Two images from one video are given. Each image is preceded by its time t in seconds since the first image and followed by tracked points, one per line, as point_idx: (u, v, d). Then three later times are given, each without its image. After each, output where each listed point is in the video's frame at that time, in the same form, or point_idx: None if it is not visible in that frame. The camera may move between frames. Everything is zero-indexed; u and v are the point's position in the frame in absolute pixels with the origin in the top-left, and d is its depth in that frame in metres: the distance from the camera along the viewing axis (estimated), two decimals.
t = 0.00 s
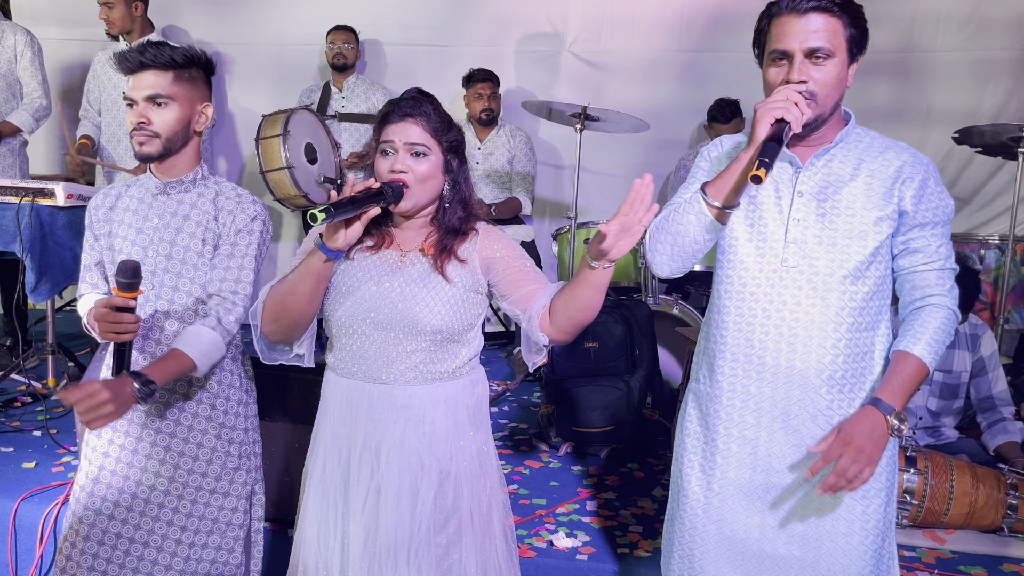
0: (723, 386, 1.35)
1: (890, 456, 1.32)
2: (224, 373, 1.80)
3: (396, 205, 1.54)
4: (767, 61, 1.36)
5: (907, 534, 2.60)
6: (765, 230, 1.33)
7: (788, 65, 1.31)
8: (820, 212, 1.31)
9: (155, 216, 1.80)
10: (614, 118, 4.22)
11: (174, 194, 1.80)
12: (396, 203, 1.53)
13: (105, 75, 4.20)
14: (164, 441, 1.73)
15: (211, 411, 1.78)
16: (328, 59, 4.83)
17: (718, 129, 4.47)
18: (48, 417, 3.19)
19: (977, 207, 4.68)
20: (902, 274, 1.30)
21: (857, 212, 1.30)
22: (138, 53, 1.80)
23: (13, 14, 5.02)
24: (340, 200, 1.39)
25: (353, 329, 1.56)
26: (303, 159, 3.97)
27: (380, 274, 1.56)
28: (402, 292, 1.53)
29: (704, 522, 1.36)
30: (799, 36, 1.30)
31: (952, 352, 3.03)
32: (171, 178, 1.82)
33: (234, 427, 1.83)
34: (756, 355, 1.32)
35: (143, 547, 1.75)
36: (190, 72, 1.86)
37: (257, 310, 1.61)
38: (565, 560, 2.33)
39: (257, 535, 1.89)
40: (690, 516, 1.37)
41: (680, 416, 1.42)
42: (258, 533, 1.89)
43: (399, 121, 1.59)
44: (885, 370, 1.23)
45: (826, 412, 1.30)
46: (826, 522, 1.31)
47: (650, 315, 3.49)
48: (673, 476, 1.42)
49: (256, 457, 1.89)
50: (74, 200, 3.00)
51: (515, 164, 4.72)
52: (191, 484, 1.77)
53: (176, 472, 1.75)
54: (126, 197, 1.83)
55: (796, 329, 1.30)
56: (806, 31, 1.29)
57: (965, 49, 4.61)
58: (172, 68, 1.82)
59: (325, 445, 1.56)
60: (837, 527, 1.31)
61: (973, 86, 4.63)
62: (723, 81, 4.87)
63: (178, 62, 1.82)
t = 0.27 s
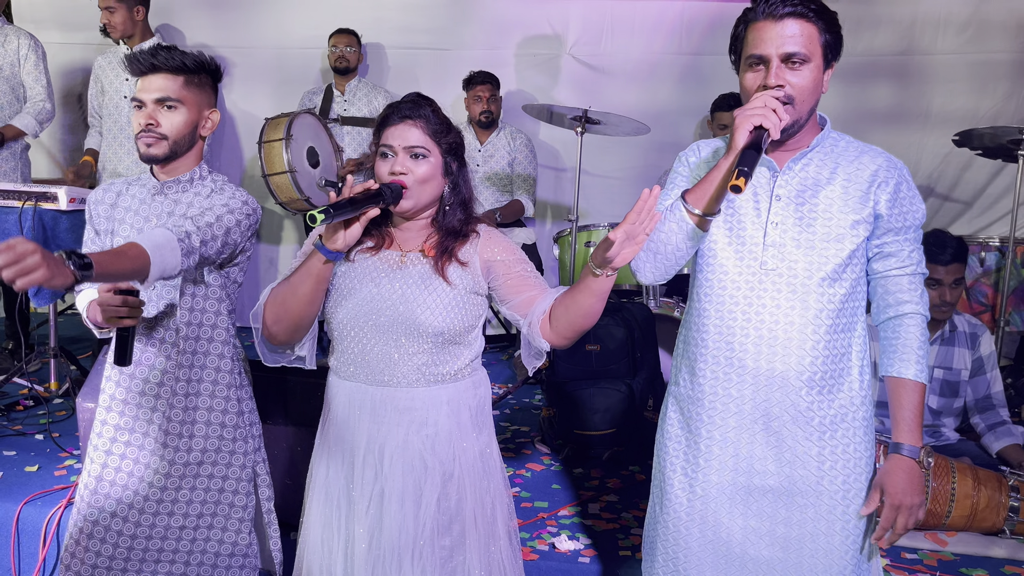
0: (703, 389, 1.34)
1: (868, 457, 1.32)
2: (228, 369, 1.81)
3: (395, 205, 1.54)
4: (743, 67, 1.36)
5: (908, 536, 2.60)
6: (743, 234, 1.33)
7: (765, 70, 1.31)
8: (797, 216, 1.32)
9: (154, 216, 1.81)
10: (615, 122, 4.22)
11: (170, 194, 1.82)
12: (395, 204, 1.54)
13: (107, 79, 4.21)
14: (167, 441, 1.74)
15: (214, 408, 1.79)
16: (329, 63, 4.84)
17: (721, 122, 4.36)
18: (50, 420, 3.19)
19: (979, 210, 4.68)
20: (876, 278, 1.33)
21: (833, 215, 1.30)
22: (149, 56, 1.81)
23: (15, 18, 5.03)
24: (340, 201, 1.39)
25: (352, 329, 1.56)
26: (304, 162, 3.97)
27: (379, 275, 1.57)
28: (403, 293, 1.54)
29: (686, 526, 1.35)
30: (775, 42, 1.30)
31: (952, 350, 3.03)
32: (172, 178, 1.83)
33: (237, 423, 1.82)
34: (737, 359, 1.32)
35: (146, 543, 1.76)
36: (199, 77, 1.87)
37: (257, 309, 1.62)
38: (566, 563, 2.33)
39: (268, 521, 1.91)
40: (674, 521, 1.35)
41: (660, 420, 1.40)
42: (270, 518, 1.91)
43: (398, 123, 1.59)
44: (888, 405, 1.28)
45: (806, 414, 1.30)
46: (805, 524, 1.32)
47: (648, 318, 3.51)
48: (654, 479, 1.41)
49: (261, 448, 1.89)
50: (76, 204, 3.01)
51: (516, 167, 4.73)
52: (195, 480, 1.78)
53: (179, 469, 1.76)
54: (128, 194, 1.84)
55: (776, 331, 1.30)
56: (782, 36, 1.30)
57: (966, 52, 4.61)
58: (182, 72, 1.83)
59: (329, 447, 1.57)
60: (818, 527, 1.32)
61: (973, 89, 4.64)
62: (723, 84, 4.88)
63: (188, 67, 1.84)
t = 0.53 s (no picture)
0: (702, 396, 1.34)
1: (865, 460, 1.32)
2: (225, 372, 1.80)
3: (395, 207, 1.55)
4: (739, 73, 1.36)
5: (910, 538, 2.61)
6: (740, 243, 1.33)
7: (767, 77, 1.31)
8: (795, 221, 1.31)
9: (150, 218, 1.81)
10: (615, 124, 4.22)
11: (167, 196, 1.82)
12: (395, 207, 1.54)
13: (110, 82, 4.22)
14: (164, 443, 1.74)
15: (212, 410, 1.79)
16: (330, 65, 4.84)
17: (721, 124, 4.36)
18: (52, 423, 3.19)
19: (982, 211, 4.68)
20: (874, 282, 1.35)
21: (830, 221, 1.30)
22: (149, 58, 1.81)
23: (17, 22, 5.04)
24: (339, 204, 1.40)
25: (355, 332, 1.56)
26: (304, 165, 3.98)
27: (380, 278, 1.57)
28: (405, 296, 1.54)
29: (686, 533, 1.34)
30: (775, 49, 1.30)
31: (951, 347, 3.04)
32: (167, 178, 1.84)
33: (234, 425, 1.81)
34: (736, 365, 1.31)
35: (145, 543, 1.77)
36: (198, 81, 1.88)
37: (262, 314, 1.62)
38: (569, 565, 2.33)
39: (265, 528, 1.88)
40: (675, 529, 1.34)
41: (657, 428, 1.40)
42: (266, 525, 1.88)
43: (397, 126, 1.60)
44: (891, 406, 1.32)
45: (805, 418, 1.29)
46: (806, 529, 1.30)
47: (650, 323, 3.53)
48: (652, 487, 1.40)
49: (257, 451, 1.88)
50: (77, 207, 3.01)
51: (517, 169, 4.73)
52: (192, 482, 1.78)
53: (176, 471, 1.76)
54: (125, 200, 1.85)
55: (775, 338, 1.29)
56: (781, 43, 1.30)
57: (967, 53, 4.62)
58: (181, 75, 1.84)
59: (329, 450, 1.57)
60: (819, 532, 1.30)
61: (974, 90, 4.64)
62: (724, 86, 4.88)
63: (187, 69, 1.84)
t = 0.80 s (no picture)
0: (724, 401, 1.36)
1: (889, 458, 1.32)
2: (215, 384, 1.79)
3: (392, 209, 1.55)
4: (777, 58, 1.36)
5: (911, 539, 2.61)
6: (756, 249, 1.35)
7: (811, 63, 1.33)
8: (809, 225, 1.33)
9: (148, 224, 1.81)
10: (615, 125, 4.22)
11: (166, 203, 1.82)
12: (394, 208, 1.54)
13: (110, 84, 4.22)
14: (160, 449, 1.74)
15: (206, 419, 1.78)
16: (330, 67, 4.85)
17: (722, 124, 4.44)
18: (52, 425, 3.19)
19: (984, 212, 4.67)
20: (888, 277, 1.34)
21: (844, 222, 1.32)
22: (145, 60, 1.82)
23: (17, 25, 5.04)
24: (337, 207, 1.40)
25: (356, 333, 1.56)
26: (304, 167, 3.99)
27: (379, 280, 1.57)
28: (404, 297, 1.54)
29: (713, 538, 1.35)
30: (819, 38, 1.33)
31: (950, 346, 3.05)
32: (165, 185, 1.84)
33: (230, 435, 1.81)
34: (758, 370, 1.33)
35: (141, 553, 1.76)
36: (194, 84, 1.89)
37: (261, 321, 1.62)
38: (569, 566, 2.33)
39: (248, 548, 1.84)
40: (700, 534, 1.36)
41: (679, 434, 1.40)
42: (249, 546, 1.85)
43: (394, 128, 1.60)
44: (898, 396, 1.28)
45: (829, 420, 1.30)
46: (833, 530, 1.30)
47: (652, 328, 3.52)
48: (677, 494, 1.41)
49: (250, 465, 1.87)
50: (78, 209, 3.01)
51: (517, 171, 4.73)
52: (185, 492, 1.77)
53: (173, 477, 1.76)
54: (121, 207, 1.84)
55: (795, 342, 1.31)
56: (826, 33, 1.33)
57: (967, 54, 4.62)
58: (178, 78, 1.85)
59: (328, 452, 1.56)
60: (847, 532, 1.30)
61: (974, 91, 4.64)
62: (724, 88, 4.89)
63: (184, 72, 1.85)
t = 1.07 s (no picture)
0: (750, 405, 1.32)
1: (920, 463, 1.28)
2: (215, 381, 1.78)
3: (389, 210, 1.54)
4: (807, 66, 1.31)
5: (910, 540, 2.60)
6: (779, 250, 1.32)
7: (845, 78, 1.29)
8: (833, 225, 1.30)
9: (144, 225, 1.80)
10: (613, 126, 4.22)
11: (164, 204, 1.82)
12: (390, 210, 1.54)
13: (107, 86, 4.22)
14: (157, 450, 1.74)
15: (206, 418, 1.78)
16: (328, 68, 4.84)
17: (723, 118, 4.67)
18: (50, 427, 3.19)
19: (982, 212, 4.67)
20: (912, 279, 1.31)
21: (869, 223, 1.29)
22: (142, 60, 1.83)
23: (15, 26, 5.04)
24: (333, 208, 1.40)
25: (354, 333, 1.56)
26: (302, 168, 3.98)
27: (376, 281, 1.57)
28: (400, 298, 1.54)
29: (739, 545, 1.31)
30: (852, 48, 1.28)
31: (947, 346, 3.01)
32: (163, 186, 1.84)
33: (231, 434, 1.82)
34: (784, 373, 1.29)
35: (138, 557, 1.75)
36: (191, 84, 1.89)
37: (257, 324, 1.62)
38: (567, 567, 2.33)
39: (248, 549, 1.84)
40: (726, 541, 1.32)
41: (703, 438, 1.37)
42: (250, 546, 1.85)
43: (390, 129, 1.60)
44: (933, 403, 1.25)
45: (858, 424, 1.27)
46: (863, 537, 1.27)
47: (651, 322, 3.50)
48: (700, 499, 1.38)
49: (251, 465, 1.87)
50: (75, 211, 3.01)
51: (515, 172, 4.73)
52: (184, 493, 1.76)
53: (169, 479, 1.75)
54: (116, 209, 1.84)
55: (822, 345, 1.28)
56: (860, 43, 1.28)
57: (965, 55, 4.63)
58: (175, 77, 1.85)
59: (324, 454, 1.56)
60: (876, 538, 1.27)
61: (973, 92, 4.65)
62: (722, 89, 4.89)
63: (181, 72, 1.86)
